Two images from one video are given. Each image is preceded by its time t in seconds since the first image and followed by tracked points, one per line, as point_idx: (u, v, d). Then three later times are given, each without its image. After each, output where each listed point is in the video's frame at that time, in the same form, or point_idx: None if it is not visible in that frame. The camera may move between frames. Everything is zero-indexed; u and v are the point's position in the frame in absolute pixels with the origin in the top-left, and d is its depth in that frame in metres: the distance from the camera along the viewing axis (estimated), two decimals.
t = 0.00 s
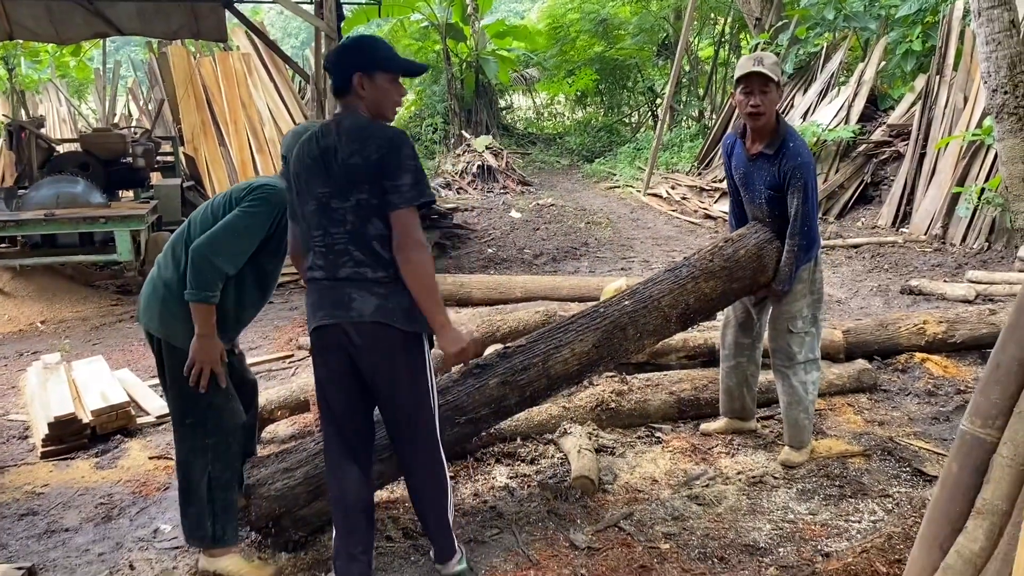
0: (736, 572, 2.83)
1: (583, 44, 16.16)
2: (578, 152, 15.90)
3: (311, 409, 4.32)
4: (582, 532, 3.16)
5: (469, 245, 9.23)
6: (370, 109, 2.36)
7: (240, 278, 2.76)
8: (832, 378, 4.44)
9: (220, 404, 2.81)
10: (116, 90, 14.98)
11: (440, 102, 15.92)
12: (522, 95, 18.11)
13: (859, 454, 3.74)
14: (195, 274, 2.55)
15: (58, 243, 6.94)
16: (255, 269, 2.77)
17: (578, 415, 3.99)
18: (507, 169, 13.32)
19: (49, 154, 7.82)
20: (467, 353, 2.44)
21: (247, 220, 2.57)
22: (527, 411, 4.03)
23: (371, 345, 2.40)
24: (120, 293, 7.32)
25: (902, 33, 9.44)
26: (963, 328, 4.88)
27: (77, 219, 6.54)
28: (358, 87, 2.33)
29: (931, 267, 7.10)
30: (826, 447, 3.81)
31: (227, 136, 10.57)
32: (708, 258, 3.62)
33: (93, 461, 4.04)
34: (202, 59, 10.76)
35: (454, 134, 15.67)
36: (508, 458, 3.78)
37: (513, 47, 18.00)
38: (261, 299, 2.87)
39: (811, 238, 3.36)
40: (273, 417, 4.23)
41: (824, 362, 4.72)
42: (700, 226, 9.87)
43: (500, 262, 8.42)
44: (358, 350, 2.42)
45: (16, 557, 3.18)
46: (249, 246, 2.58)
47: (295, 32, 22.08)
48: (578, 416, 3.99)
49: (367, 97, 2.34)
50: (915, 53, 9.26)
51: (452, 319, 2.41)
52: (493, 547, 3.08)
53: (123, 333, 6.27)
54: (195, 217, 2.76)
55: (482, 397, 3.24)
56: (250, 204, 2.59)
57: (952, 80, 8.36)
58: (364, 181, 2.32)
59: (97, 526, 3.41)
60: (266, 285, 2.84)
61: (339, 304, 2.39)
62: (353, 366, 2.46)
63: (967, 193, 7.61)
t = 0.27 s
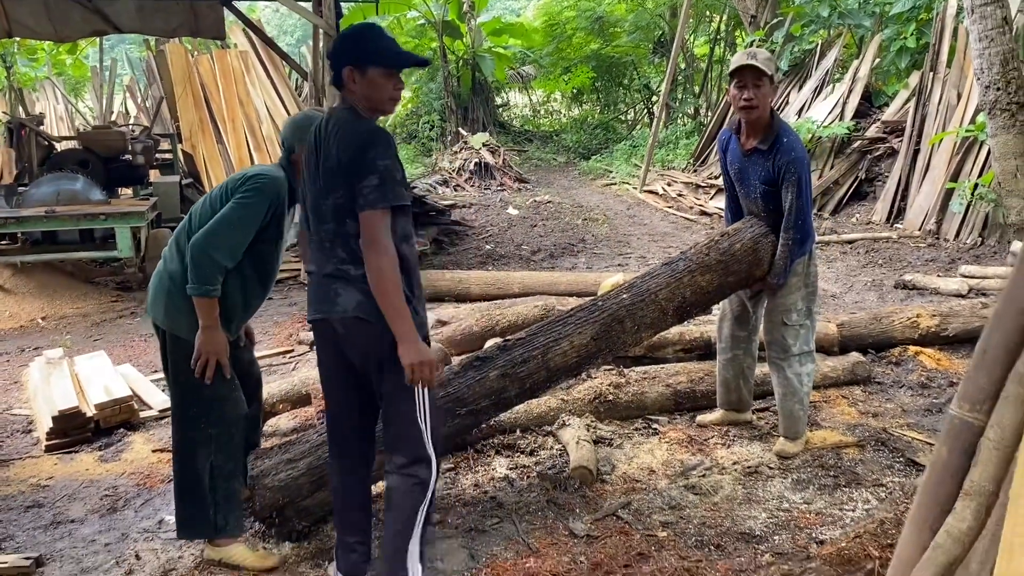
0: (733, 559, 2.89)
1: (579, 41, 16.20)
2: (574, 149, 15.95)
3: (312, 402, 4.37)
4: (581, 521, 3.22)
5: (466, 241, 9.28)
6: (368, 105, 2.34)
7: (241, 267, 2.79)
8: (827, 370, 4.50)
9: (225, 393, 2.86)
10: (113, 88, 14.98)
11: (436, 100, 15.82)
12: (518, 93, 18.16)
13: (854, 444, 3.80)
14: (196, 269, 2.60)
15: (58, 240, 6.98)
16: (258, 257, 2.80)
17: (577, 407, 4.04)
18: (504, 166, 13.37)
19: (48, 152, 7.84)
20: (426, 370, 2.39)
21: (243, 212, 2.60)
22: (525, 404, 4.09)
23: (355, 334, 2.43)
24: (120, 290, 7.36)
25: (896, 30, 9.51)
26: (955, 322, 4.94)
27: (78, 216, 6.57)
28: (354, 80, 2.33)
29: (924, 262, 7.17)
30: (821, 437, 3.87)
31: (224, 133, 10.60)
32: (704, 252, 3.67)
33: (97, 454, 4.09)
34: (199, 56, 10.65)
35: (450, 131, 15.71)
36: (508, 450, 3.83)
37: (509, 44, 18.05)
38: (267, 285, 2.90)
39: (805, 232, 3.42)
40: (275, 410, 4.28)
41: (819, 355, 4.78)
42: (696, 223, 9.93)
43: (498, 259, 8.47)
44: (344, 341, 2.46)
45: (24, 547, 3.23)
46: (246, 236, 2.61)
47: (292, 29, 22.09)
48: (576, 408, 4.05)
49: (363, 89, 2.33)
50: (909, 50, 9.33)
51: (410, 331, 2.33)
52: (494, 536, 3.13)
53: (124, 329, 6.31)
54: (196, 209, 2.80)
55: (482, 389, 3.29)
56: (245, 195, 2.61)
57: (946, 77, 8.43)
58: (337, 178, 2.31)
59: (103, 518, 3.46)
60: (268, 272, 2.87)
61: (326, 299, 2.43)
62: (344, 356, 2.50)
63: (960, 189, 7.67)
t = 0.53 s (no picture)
0: (727, 550, 2.95)
1: (575, 41, 16.25)
2: (570, 149, 16.01)
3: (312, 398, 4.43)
4: (578, 513, 3.27)
5: (463, 240, 9.34)
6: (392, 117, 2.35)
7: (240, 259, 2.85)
8: (820, 366, 4.56)
9: (226, 384, 2.92)
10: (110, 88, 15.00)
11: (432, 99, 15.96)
12: (515, 92, 18.22)
13: (846, 438, 3.87)
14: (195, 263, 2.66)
15: (58, 238, 7.02)
16: (257, 247, 2.86)
17: (573, 402, 4.09)
18: (501, 165, 13.42)
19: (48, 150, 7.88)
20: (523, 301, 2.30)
21: (237, 204, 2.65)
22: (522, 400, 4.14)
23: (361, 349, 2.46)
24: (120, 288, 7.40)
25: (890, 30, 9.58)
26: (947, 318, 5.01)
27: (78, 214, 6.61)
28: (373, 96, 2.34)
29: (917, 260, 7.24)
30: (814, 432, 3.93)
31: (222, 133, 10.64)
32: (699, 249, 3.73)
33: (100, 449, 4.13)
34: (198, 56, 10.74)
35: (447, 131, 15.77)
36: (506, 444, 3.88)
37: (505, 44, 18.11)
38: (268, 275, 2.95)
39: (798, 230, 3.47)
40: (276, 406, 4.33)
41: (812, 351, 4.84)
42: (691, 221, 9.99)
43: (494, 257, 8.53)
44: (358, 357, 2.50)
45: (29, 540, 3.28)
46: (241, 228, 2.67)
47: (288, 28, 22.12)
48: (573, 403, 4.10)
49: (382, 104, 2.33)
50: (902, 49, 9.41)
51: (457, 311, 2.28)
52: (492, 528, 3.19)
53: (124, 326, 6.36)
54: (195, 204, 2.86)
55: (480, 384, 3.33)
56: (239, 187, 2.67)
57: (939, 76, 8.51)
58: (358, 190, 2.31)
59: (106, 511, 3.51)
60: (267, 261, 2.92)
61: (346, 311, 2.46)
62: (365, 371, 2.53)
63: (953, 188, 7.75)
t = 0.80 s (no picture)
0: (723, 547, 2.99)
1: (574, 43, 16.29)
2: (569, 151, 16.06)
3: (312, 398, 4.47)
4: (576, 511, 3.32)
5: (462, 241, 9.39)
6: (449, 131, 2.17)
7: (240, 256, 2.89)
8: (816, 366, 4.60)
9: (227, 381, 2.96)
10: (110, 89, 15.03)
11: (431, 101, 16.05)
12: (514, 94, 18.27)
13: (840, 438, 3.91)
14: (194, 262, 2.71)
15: (59, 239, 7.06)
16: (256, 245, 2.89)
17: (571, 402, 4.13)
18: (500, 167, 13.49)
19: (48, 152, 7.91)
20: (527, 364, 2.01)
21: (234, 202, 2.69)
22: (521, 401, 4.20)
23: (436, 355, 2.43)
24: (120, 289, 7.44)
25: (887, 32, 9.64)
26: (942, 319, 5.06)
27: (78, 215, 6.65)
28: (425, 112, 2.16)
29: (913, 262, 7.29)
30: (809, 431, 3.97)
31: (222, 134, 10.67)
32: (696, 251, 3.77)
33: (102, 449, 4.17)
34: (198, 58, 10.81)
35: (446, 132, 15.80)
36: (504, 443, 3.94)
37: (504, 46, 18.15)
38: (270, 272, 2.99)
39: (792, 232, 3.52)
40: (277, 406, 4.37)
41: (809, 351, 4.88)
42: (689, 223, 10.04)
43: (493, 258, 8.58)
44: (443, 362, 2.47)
45: (33, 538, 3.32)
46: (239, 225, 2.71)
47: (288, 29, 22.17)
48: (571, 403, 4.15)
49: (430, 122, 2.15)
50: (899, 52, 9.46)
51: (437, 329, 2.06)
52: (491, 527, 3.23)
53: (125, 327, 6.39)
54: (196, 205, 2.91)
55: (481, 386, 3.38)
56: (234, 185, 2.71)
57: (935, 79, 8.56)
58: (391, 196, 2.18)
59: (109, 509, 3.55)
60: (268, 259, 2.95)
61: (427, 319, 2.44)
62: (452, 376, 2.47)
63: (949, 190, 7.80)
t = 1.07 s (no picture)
0: (724, 546, 3.01)
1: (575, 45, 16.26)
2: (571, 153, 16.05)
3: (315, 398, 4.48)
4: (578, 510, 3.33)
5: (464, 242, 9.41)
6: (544, 155, 2.08)
7: (243, 253, 2.91)
8: (817, 367, 4.62)
9: (233, 380, 2.98)
10: (113, 90, 15.07)
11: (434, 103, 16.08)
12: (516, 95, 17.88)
13: (841, 438, 3.92)
14: (200, 261, 2.73)
15: (62, 239, 7.08)
16: (257, 240, 2.91)
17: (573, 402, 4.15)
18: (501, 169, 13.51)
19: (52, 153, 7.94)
20: (441, 413, 2.05)
21: (234, 199, 2.71)
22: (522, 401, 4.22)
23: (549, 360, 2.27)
24: (123, 289, 7.46)
25: (889, 35, 9.65)
26: (943, 321, 5.07)
27: (82, 216, 6.68)
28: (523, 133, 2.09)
29: (914, 264, 7.31)
30: (810, 432, 3.99)
31: (224, 135, 10.70)
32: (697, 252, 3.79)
33: (106, 447, 4.19)
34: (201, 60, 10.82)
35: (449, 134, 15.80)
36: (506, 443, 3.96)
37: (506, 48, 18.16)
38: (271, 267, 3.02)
39: (793, 233, 3.51)
40: (280, 406, 4.40)
41: (809, 352, 4.90)
42: (690, 225, 10.06)
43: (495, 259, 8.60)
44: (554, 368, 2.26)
45: (38, 535, 3.34)
46: (239, 222, 2.73)
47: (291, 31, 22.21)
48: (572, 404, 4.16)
49: (526, 144, 2.09)
50: (901, 54, 9.48)
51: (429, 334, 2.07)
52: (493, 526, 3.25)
53: (128, 327, 6.42)
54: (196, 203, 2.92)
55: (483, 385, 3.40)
56: (234, 182, 2.72)
57: (937, 81, 8.58)
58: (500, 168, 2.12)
59: (113, 507, 3.57)
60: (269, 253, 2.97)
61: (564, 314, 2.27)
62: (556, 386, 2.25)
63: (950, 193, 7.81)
